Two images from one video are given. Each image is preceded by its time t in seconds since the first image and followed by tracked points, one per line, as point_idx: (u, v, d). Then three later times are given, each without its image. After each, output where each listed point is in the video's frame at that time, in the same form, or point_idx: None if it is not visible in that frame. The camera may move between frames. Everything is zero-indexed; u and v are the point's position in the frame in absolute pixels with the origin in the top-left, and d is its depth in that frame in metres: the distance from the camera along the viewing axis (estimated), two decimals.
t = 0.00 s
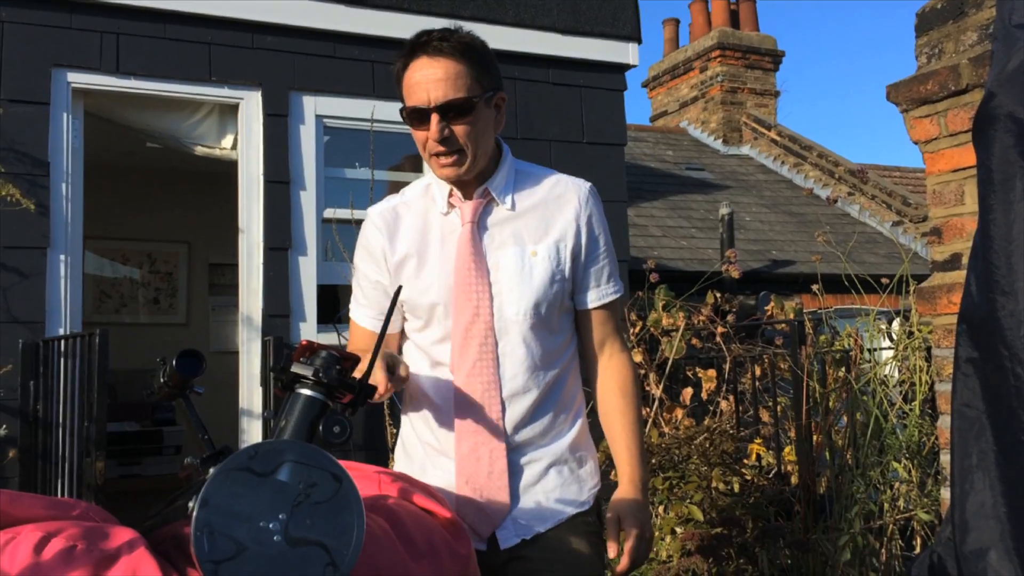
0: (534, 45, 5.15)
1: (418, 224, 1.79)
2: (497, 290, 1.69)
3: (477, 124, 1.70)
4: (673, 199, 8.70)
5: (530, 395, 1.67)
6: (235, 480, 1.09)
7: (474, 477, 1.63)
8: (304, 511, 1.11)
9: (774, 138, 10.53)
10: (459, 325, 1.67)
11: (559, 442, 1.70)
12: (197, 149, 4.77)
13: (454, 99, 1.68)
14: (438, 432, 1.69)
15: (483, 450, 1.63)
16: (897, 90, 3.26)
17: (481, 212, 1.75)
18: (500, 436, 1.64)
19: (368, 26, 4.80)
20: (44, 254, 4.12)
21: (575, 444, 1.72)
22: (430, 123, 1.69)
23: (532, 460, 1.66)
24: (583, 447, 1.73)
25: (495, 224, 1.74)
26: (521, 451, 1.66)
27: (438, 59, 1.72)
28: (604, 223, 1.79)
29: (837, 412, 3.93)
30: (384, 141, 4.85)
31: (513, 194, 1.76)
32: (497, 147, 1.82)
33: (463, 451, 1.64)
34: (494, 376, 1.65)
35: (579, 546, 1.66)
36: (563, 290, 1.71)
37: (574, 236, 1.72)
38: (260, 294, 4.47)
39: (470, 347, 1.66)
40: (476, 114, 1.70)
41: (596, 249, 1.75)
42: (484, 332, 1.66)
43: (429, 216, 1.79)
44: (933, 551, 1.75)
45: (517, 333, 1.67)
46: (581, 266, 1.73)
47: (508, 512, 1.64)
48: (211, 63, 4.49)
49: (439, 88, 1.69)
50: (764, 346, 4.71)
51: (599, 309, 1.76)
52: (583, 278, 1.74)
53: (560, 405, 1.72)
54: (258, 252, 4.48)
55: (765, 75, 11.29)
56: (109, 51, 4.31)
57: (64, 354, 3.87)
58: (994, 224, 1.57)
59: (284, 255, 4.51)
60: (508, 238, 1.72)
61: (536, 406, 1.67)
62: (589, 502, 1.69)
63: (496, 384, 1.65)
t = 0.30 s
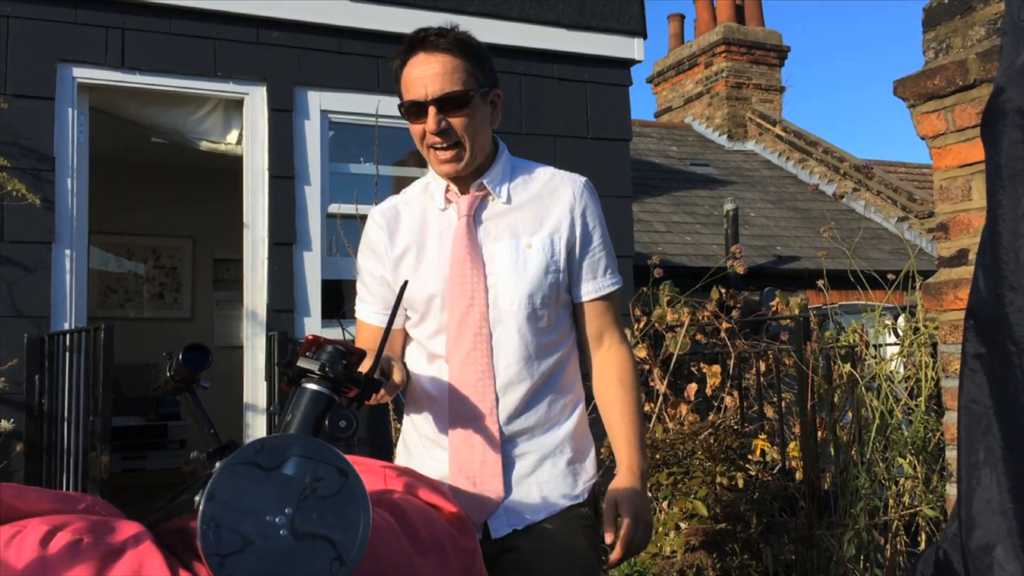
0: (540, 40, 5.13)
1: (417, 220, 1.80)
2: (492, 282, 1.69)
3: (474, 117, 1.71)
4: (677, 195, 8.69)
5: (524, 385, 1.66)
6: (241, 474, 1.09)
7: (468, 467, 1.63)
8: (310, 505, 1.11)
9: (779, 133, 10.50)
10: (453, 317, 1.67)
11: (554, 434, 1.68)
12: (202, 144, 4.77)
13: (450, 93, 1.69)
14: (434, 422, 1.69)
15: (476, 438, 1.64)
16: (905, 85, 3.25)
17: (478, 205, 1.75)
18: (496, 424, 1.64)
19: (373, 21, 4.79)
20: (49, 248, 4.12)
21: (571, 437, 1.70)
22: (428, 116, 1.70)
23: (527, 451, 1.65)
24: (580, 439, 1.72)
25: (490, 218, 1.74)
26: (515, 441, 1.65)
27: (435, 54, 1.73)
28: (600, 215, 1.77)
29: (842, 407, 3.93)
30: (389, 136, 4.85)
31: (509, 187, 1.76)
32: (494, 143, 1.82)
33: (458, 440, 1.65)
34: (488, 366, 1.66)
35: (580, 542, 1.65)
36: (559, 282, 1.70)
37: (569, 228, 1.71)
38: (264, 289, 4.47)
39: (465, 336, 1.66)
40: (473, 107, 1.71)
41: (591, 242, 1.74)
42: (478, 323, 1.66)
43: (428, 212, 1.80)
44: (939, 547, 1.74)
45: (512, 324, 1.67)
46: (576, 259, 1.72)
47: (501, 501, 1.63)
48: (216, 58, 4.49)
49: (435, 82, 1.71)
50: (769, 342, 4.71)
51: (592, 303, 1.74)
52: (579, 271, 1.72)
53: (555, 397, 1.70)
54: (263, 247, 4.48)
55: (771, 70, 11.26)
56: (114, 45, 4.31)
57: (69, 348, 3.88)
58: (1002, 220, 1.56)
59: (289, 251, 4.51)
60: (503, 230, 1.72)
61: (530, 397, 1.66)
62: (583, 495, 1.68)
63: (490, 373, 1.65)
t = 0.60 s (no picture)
0: (540, 39, 5.13)
1: (416, 220, 1.80)
2: (489, 282, 1.70)
3: (472, 118, 1.71)
4: (678, 193, 8.69)
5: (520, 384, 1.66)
6: (242, 472, 1.09)
7: (464, 465, 1.64)
8: (311, 503, 1.11)
9: (780, 132, 10.51)
10: (450, 315, 1.69)
11: (550, 432, 1.68)
12: (202, 142, 4.77)
13: (447, 95, 1.69)
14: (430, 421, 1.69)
15: (471, 435, 1.65)
16: (905, 85, 3.25)
17: (477, 206, 1.76)
18: (492, 423, 1.65)
19: (373, 20, 4.79)
20: (50, 246, 4.13)
21: (568, 437, 1.69)
22: (425, 118, 1.70)
23: (522, 449, 1.65)
24: (577, 439, 1.71)
25: (488, 218, 1.74)
26: (510, 439, 1.66)
27: (432, 56, 1.73)
28: (600, 217, 1.76)
29: (842, 407, 3.94)
30: (390, 133, 4.85)
31: (507, 187, 1.76)
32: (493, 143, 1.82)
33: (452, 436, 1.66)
34: (485, 364, 1.66)
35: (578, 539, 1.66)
36: (556, 282, 1.70)
37: (566, 228, 1.71)
38: (265, 287, 4.47)
39: (462, 336, 1.67)
40: (471, 107, 1.70)
41: (590, 243, 1.73)
42: (475, 322, 1.67)
43: (427, 211, 1.80)
44: (939, 546, 1.74)
45: (508, 325, 1.67)
46: (574, 259, 1.71)
47: (497, 498, 1.63)
48: (217, 56, 4.49)
49: (433, 85, 1.70)
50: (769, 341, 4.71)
51: (592, 302, 1.73)
52: (577, 272, 1.72)
53: (551, 395, 1.70)
54: (264, 245, 4.48)
55: (771, 69, 11.26)
56: (115, 43, 4.32)
57: (70, 346, 3.88)
58: (1003, 220, 1.56)
59: (290, 248, 4.51)
60: (501, 230, 1.72)
61: (526, 395, 1.66)
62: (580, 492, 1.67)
63: (486, 372, 1.66)
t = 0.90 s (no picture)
0: (540, 38, 5.14)
1: (414, 210, 1.81)
2: (485, 273, 1.69)
3: (488, 98, 1.74)
4: (677, 193, 8.70)
5: (514, 378, 1.65)
6: (238, 470, 1.09)
7: (453, 456, 1.63)
8: (308, 501, 1.11)
9: (780, 132, 10.51)
10: (444, 305, 1.67)
11: (546, 430, 1.67)
12: (201, 140, 4.77)
13: (465, 72, 1.73)
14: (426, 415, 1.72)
15: (462, 429, 1.63)
16: (904, 85, 3.25)
17: (475, 196, 1.75)
18: (483, 416, 1.64)
19: (372, 18, 4.79)
20: (48, 244, 4.12)
21: (563, 434, 1.68)
22: (444, 92, 1.72)
23: (514, 447, 1.65)
24: (574, 436, 1.70)
25: (485, 208, 1.74)
26: (503, 433, 1.65)
27: (450, 38, 1.77)
28: (600, 209, 1.75)
29: (840, 407, 3.94)
30: (389, 132, 4.85)
31: (507, 179, 1.76)
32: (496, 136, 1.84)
33: (445, 428, 1.65)
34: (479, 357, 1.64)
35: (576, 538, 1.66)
36: (551, 274, 1.69)
37: (562, 219, 1.70)
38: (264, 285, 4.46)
39: (455, 325, 1.65)
40: (488, 89, 1.74)
41: (586, 233, 1.70)
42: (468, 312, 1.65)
43: (425, 202, 1.81)
44: (937, 545, 1.74)
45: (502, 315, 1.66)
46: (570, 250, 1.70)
47: (486, 493, 1.63)
48: (216, 55, 4.49)
49: (452, 60, 1.74)
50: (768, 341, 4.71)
51: (587, 288, 1.67)
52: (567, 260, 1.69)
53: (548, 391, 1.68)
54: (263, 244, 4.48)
55: (771, 69, 11.26)
56: (114, 41, 4.31)
57: (68, 344, 3.88)
58: (1001, 220, 1.56)
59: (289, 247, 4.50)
60: (497, 220, 1.72)
61: (520, 389, 1.65)
62: (576, 492, 1.67)
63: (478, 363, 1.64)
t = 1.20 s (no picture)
0: (539, 39, 5.14)
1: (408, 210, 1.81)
2: (483, 274, 1.69)
3: (486, 91, 1.75)
4: (677, 194, 8.70)
5: (517, 381, 1.65)
6: (236, 470, 1.10)
7: (459, 462, 1.63)
8: (305, 502, 1.11)
9: (779, 134, 10.51)
10: (445, 309, 1.68)
11: (550, 432, 1.68)
12: (201, 140, 4.77)
13: (466, 62, 1.74)
14: (429, 421, 1.71)
15: (467, 434, 1.63)
16: (903, 87, 3.25)
17: (471, 194, 1.75)
18: (487, 421, 1.64)
19: (372, 19, 4.79)
20: (47, 244, 4.12)
21: (568, 435, 1.69)
22: (443, 81, 1.72)
23: (519, 451, 1.65)
24: (578, 438, 1.71)
25: (481, 207, 1.74)
26: (508, 438, 1.65)
27: (450, 28, 1.78)
28: (597, 206, 1.76)
29: (838, 408, 3.95)
30: (388, 133, 4.85)
31: (502, 177, 1.76)
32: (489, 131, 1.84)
33: (448, 434, 1.64)
34: (481, 359, 1.65)
35: (577, 540, 1.65)
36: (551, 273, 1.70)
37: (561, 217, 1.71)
38: (262, 285, 4.46)
39: (456, 330, 1.66)
40: (486, 82, 1.75)
41: (585, 232, 1.72)
42: (468, 316, 1.66)
43: (419, 202, 1.80)
44: (934, 547, 1.74)
45: (503, 317, 1.66)
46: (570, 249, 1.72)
47: (493, 498, 1.63)
48: (215, 55, 4.49)
49: (453, 49, 1.74)
50: (767, 342, 4.72)
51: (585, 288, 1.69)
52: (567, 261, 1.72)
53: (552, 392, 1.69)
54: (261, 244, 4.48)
55: (771, 70, 11.26)
56: (114, 41, 4.31)
57: (66, 344, 3.88)
58: (998, 223, 1.56)
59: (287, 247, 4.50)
60: (496, 221, 1.72)
61: (524, 392, 1.65)
62: (582, 493, 1.68)
63: (481, 367, 1.65)
